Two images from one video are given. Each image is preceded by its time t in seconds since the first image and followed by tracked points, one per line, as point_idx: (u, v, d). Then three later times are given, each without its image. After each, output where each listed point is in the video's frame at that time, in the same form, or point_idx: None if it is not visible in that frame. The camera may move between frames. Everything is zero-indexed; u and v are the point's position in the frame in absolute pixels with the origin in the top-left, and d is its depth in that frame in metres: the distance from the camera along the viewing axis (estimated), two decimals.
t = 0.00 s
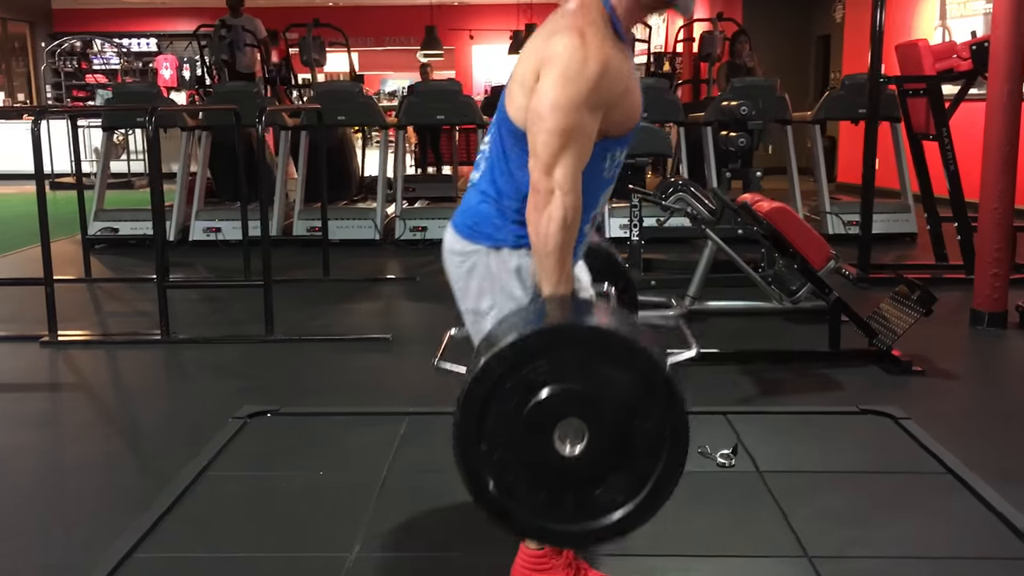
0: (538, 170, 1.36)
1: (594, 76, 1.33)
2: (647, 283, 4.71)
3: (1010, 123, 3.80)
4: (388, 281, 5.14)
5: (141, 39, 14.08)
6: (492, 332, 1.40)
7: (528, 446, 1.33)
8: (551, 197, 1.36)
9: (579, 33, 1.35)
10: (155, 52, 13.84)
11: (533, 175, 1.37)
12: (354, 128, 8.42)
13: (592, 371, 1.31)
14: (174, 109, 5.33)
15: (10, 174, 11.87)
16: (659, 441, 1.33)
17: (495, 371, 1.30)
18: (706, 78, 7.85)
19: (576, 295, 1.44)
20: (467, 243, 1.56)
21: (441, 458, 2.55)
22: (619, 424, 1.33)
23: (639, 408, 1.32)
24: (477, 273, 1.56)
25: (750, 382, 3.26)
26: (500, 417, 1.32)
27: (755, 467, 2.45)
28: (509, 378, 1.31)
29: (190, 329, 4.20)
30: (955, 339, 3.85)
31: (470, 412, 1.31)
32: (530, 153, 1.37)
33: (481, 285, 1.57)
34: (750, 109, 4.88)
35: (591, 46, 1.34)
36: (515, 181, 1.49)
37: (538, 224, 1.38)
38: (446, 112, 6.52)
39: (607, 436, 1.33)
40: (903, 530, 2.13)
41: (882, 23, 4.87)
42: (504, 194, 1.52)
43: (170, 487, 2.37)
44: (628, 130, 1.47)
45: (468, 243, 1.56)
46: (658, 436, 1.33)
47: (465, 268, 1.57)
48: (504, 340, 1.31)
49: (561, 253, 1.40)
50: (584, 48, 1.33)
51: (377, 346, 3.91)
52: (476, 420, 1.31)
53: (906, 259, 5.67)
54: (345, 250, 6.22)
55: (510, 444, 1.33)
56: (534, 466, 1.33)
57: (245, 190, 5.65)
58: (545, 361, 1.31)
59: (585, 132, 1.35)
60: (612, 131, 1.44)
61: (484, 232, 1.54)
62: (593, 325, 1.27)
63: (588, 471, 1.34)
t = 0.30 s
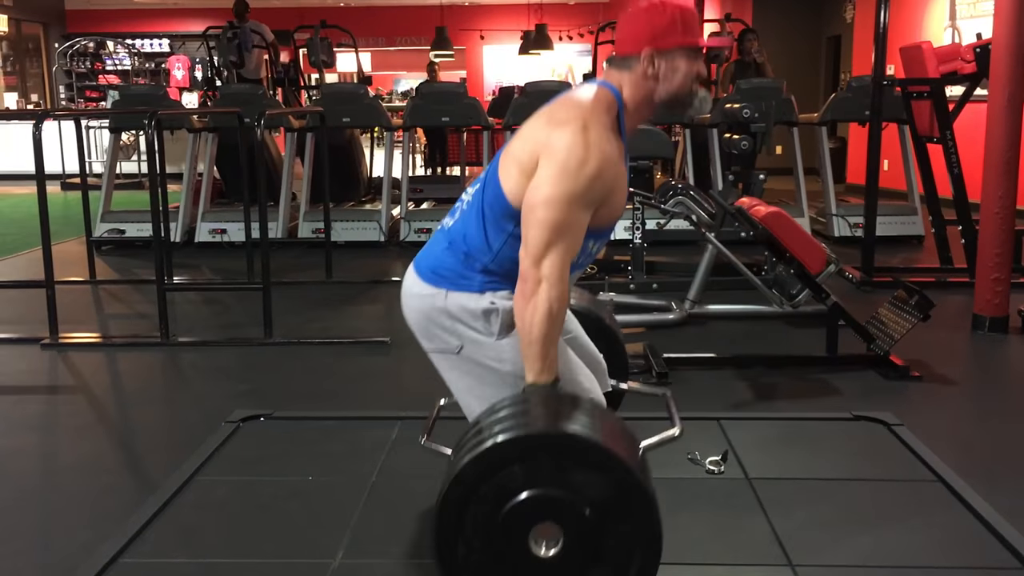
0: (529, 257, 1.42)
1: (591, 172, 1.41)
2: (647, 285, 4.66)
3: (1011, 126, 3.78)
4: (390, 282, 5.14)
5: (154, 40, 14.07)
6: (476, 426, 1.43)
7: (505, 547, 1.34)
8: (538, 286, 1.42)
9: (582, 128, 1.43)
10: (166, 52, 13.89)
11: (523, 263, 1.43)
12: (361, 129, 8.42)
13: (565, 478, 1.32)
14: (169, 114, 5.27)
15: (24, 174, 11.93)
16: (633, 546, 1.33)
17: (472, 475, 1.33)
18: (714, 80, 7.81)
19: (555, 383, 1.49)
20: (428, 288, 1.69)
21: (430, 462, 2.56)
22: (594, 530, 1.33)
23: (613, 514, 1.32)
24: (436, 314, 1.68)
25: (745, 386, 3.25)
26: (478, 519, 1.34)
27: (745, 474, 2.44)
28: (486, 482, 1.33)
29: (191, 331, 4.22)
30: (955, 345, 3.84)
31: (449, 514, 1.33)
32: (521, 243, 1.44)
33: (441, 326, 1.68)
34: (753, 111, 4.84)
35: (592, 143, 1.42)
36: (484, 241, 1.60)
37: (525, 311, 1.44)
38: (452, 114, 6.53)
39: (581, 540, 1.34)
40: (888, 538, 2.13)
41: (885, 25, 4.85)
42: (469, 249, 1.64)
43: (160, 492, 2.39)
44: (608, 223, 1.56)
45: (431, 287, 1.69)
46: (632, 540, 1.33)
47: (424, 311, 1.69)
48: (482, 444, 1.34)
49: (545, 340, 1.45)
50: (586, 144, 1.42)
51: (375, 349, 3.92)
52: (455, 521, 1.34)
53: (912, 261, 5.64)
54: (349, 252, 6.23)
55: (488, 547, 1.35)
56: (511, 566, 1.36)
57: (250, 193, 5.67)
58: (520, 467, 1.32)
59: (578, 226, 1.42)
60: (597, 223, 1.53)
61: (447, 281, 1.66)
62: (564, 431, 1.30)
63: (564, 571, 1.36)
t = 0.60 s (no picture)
0: (515, 310, 1.49)
1: (580, 233, 1.49)
2: (649, 284, 4.69)
3: (1009, 125, 3.80)
4: (395, 281, 5.19)
5: (169, 40, 14.04)
6: (457, 472, 1.48)
7: None
8: (523, 338, 1.49)
9: (575, 189, 1.52)
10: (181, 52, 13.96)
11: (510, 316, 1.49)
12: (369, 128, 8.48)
13: (536, 530, 1.37)
14: (177, 113, 5.32)
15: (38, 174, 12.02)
16: None
17: (448, 522, 1.37)
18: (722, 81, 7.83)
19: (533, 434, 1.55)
20: (410, 313, 1.80)
21: (423, 459, 2.60)
22: None
23: (581, 568, 1.36)
24: (415, 340, 1.79)
25: (740, 385, 3.28)
26: (451, 567, 1.38)
27: (733, 472, 2.47)
28: (460, 530, 1.38)
29: (197, 329, 4.28)
30: (952, 345, 3.85)
31: (424, 560, 1.38)
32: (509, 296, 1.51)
33: (420, 349, 1.79)
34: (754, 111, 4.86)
35: (584, 205, 1.51)
36: (469, 277, 1.73)
37: (509, 361, 1.50)
38: (459, 114, 6.58)
39: None
40: (870, 534, 2.16)
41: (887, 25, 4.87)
42: (454, 283, 1.76)
43: (158, 485, 2.44)
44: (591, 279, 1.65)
45: (413, 313, 1.80)
46: None
47: (405, 335, 1.80)
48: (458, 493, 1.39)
49: (527, 392, 1.51)
50: (578, 205, 1.51)
51: (376, 346, 3.96)
52: (429, 567, 1.38)
53: (916, 262, 5.65)
54: (357, 250, 6.28)
55: None
56: None
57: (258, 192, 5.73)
58: (492, 517, 1.37)
59: (564, 283, 1.49)
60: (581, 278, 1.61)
61: (431, 308, 1.78)
62: (535, 486, 1.35)
63: None
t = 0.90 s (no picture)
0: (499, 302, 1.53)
1: (560, 227, 1.53)
2: (658, 285, 4.74)
3: (1016, 129, 3.82)
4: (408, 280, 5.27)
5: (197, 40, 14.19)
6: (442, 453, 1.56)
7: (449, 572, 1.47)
8: (506, 329, 1.54)
9: (555, 185, 1.56)
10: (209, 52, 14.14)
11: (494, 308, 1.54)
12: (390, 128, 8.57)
13: (508, 513, 1.44)
14: (197, 113, 5.43)
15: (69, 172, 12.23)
16: None
17: (425, 503, 1.45)
18: (740, 82, 7.84)
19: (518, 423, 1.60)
20: (403, 305, 1.85)
21: (422, 454, 2.67)
22: (534, 563, 1.44)
23: (551, 550, 1.44)
24: (409, 332, 1.84)
25: (740, 385, 3.33)
26: (426, 545, 1.46)
27: (724, 469, 2.53)
28: (436, 511, 1.45)
29: (213, 325, 4.39)
30: (956, 346, 3.88)
31: (401, 538, 1.46)
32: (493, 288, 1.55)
33: (413, 341, 1.84)
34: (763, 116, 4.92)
35: (563, 200, 1.55)
36: (459, 271, 1.78)
37: (493, 352, 1.55)
38: (475, 115, 6.65)
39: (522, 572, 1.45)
40: (851, 529, 2.21)
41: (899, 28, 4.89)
42: (445, 276, 1.80)
43: (167, 475, 2.54)
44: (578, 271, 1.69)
45: (406, 306, 1.84)
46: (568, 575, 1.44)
47: (398, 326, 1.85)
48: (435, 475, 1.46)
49: (510, 381, 1.56)
50: (557, 200, 1.54)
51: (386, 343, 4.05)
52: (406, 545, 1.46)
53: (929, 264, 5.65)
54: (374, 249, 6.37)
55: (434, 570, 1.47)
56: None
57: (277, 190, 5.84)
58: (467, 500, 1.44)
59: (546, 276, 1.53)
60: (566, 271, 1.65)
61: (423, 301, 1.82)
62: (509, 472, 1.41)
63: None
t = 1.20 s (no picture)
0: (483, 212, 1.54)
1: (539, 135, 1.51)
2: (678, 282, 4.75)
3: None
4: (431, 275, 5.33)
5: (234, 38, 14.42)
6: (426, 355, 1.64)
7: (429, 462, 1.55)
8: (492, 238, 1.54)
9: (531, 93, 1.53)
10: (246, 50, 14.32)
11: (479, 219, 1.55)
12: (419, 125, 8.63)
13: (484, 403, 1.52)
14: (226, 111, 5.54)
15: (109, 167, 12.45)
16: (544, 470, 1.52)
17: (404, 394, 1.54)
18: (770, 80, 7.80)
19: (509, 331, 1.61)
20: (407, 248, 1.82)
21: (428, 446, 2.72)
22: (511, 452, 1.52)
23: (527, 438, 1.52)
24: (413, 277, 1.81)
25: (751, 383, 3.34)
26: (407, 436, 1.56)
27: (726, 465, 2.55)
28: (415, 402, 1.54)
29: (237, 318, 4.47)
30: (975, 346, 3.85)
31: (382, 428, 1.56)
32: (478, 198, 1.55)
33: (416, 288, 1.81)
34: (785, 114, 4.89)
35: (540, 107, 1.52)
36: (458, 208, 1.73)
37: (480, 261, 1.57)
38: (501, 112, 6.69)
39: (499, 461, 1.53)
40: (848, 525, 2.22)
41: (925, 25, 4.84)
42: (444, 215, 1.76)
43: (181, 462, 2.62)
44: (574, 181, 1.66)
45: (409, 249, 1.81)
46: (544, 464, 1.52)
47: (402, 272, 1.83)
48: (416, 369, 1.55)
49: (499, 289, 1.57)
50: (533, 108, 1.51)
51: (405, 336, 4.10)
52: (388, 436, 1.56)
53: (956, 263, 5.59)
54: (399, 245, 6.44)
55: (415, 461, 1.56)
56: (437, 480, 1.56)
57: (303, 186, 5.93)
58: (443, 391, 1.53)
59: (529, 184, 1.52)
60: (556, 183, 1.62)
61: (424, 243, 1.79)
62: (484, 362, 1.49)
63: (483, 489, 1.55)
